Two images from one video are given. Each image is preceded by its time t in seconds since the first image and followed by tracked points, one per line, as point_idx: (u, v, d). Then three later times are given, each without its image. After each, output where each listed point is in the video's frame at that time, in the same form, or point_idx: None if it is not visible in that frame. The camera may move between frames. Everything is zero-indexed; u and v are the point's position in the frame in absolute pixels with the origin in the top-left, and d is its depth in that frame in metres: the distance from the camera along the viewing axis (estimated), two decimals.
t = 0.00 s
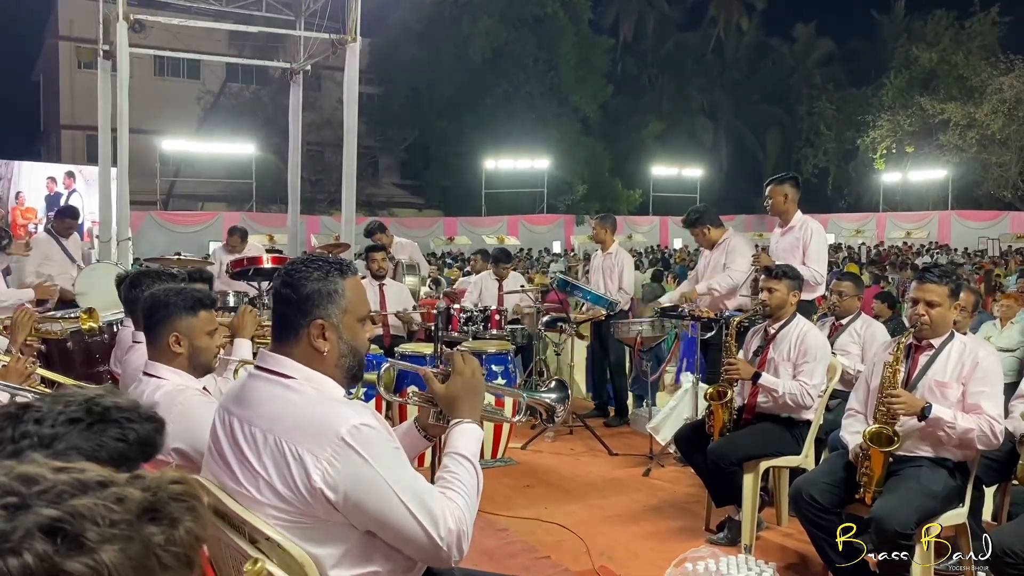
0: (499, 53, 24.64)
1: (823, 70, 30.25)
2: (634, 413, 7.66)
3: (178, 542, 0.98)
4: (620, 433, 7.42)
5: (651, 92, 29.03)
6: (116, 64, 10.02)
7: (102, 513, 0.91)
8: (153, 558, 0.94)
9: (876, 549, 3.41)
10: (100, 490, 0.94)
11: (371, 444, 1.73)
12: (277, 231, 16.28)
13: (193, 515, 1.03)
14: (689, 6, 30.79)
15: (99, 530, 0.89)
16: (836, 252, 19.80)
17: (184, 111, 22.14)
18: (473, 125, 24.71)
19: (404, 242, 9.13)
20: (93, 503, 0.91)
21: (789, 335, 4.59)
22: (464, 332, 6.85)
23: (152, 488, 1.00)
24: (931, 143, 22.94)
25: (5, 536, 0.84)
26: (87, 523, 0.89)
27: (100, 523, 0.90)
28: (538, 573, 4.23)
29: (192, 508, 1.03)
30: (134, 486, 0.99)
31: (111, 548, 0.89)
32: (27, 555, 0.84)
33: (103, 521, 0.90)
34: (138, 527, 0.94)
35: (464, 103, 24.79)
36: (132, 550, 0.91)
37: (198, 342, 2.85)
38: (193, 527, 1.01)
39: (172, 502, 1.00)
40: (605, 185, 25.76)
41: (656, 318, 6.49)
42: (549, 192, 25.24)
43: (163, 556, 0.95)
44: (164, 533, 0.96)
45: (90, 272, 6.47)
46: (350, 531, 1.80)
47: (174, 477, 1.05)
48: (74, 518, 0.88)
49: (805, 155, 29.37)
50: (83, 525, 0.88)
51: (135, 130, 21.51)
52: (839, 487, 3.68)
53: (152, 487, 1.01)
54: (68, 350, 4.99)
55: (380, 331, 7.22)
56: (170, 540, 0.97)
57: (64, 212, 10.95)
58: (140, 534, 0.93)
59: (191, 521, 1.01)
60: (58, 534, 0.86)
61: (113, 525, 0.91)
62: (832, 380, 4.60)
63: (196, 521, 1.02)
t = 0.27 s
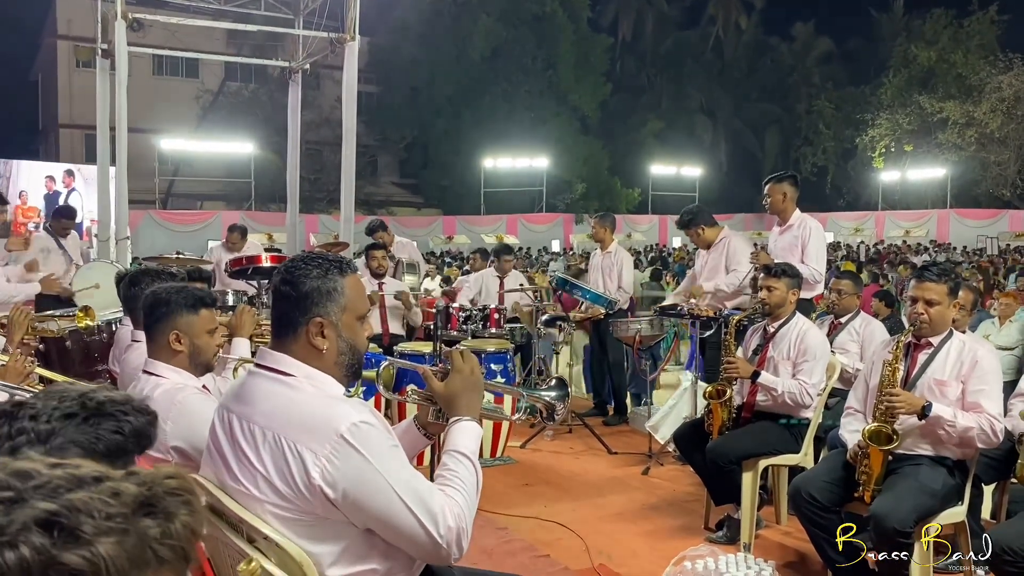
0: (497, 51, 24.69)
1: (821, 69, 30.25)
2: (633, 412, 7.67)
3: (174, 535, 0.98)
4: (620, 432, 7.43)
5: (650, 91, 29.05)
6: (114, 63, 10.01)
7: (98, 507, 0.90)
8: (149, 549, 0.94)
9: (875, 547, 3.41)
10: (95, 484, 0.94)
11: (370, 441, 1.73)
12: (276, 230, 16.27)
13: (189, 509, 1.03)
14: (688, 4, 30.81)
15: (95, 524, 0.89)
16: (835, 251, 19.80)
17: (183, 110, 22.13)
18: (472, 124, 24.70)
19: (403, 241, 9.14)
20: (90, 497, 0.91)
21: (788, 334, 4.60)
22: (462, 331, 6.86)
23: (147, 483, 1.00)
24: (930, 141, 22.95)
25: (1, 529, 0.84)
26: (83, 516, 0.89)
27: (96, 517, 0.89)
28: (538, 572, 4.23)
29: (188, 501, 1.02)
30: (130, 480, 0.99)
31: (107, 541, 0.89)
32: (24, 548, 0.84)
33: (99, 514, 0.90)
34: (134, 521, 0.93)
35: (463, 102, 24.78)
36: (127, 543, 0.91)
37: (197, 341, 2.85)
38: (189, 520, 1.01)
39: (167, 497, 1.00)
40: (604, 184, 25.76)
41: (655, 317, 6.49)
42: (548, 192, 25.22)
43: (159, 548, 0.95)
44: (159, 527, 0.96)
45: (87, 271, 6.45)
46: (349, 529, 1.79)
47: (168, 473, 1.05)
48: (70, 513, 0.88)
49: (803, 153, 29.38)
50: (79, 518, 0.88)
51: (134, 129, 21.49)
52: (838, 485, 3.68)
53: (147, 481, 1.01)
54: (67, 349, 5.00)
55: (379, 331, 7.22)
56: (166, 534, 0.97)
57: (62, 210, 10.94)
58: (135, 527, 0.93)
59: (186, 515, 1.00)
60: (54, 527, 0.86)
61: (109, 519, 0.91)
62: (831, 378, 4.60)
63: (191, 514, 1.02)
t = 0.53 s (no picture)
0: (495, 50, 24.75)
1: (819, 68, 30.25)
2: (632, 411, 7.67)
3: (171, 535, 0.97)
4: (618, 430, 7.43)
5: (648, 90, 29.06)
6: (112, 62, 10.01)
7: (94, 507, 0.90)
8: (145, 548, 0.93)
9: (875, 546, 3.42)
10: (91, 485, 0.93)
11: (371, 441, 1.72)
12: (274, 230, 16.27)
13: (187, 509, 1.02)
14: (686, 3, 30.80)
15: (92, 525, 0.88)
16: (833, 250, 19.80)
17: (181, 109, 22.12)
18: (470, 123, 24.69)
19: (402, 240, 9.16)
20: (86, 497, 0.90)
21: (787, 332, 4.60)
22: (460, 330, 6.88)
23: (144, 483, 0.99)
24: (928, 140, 22.96)
25: None
26: (79, 518, 0.88)
27: (93, 517, 0.89)
28: (536, 570, 4.24)
29: (186, 502, 1.02)
30: (126, 480, 0.98)
31: (104, 542, 0.89)
32: (20, 550, 0.84)
33: (95, 515, 0.89)
34: (131, 521, 0.93)
35: (461, 101, 24.78)
36: (124, 544, 0.90)
37: (197, 341, 2.85)
38: (186, 521, 1.00)
39: (165, 496, 0.99)
40: (602, 182, 25.76)
41: (654, 316, 6.48)
42: (546, 190, 25.21)
43: (156, 548, 0.95)
44: (156, 528, 0.95)
45: (85, 270, 6.44)
46: (351, 529, 1.79)
47: (165, 473, 1.04)
48: (67, 513, 0.88)
49: (801, 152, 29.38)
50: (76, 519, 0.88)
51: (131, 128, 21.48)
52: (837, 484, 3.68)
53: (144, 482, 1.00)
54: (65, 349, 5.01)
55: (377, 329, 7.23)
56: (163, 535, 0.96)
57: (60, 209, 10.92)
58: (133, 527, 0.92)
59: (183, 514, 0.99)
60: (51, 528, 0.86)
61: (105, 519, 0.90)
62: (830, 377, 4.60)
63: (189, 514, 1.01)
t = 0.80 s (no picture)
0: (493, 49, 24.75)
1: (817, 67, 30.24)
2: (630, 409, 7.67)
3: (168, 538, 0.97)
4: (617, 429, 7.44)
5: (646, 89, 29.03)
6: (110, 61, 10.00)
7: (90, 511, 0.90)
8: (142, 551, 0.93)
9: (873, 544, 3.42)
10: (89, 488, 0.93)
11: (366, 443, 1.72)
12: (271, 229, 16.27)
13: (184, 511, 1.01)
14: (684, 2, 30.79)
15: (89, 528, 0.88)
16: (830, 248, 19.81)
17: (178, 108, 22.10)
18: (467, 121, 24.68)
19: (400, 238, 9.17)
20: (82, 500, 0.90)
21: (785, 331, 4.60)
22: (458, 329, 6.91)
23: (141, 486, 0.99)
24: (926, 138, 22.96)
25: None
26: (77, 520, 0.88)
27: (89, 521, 0.89)
28: (535, 569, 4.24)
29: (182, 504, 1.01)
30: (123, 482, 0.98)
31: (101, 546, 0.88)
32: (15, 554, 0.84)
33: (92, 518, 0.89)
34: (127, 524, 0.92)
35: (459, 100, 24.77)
36: (122, 547, 0.90)
37: (196, 340, 2.84)
38: (184, 523, 1.00)
39: (162, 498, 0.99)
40: (600, 181, 25.76)
41: (652, 314, 6.49)
42: (544, 189, 25.20)
43: (153, 550, 0.94)
44: (153, 530, 0.94)
45: (82, 270, 6.43)
46: (347, 530, 1.79)
47: (162, 474, 1.04)
48: (62, 516, 0.88)
49: (799, 150, 29.38)
50: (73, 522, 0.88)
51: (129, 127, 21.45)
52: (835, 482, 3.68)
53: (142, 484, 1.00)
54: (62, 347, 5.01)
55: (375, 329, 7.24)
56: (161, 537, 0.95)
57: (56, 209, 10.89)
58: (129, 531, 0.92)
59: (181, 516, 0.99)
60: (47, 531, 0.86)
61: (103, 522, 0.90)
62: (828, 375, 4.61)
63: (186, 516, 1.01)
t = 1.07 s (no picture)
0: (490, 47, 24.79)
1: (814, 65, 30.28)
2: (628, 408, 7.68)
3: (169, 536, 0.96)
4: (615, 427, 7.46)
5: (643, 87, 29.07)
6: (107, 59, 9.99)
7: (91, 508, 0.90)
8: (142, 549, 0.93)
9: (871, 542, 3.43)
10: (89, 486, 0.93)
11: (365, 439, 1.72)
12: (269, 228, 16.26)
13: (184, 510, 1.01)
14: None
15: (89, 526, 0.89)
16: (828, 246, 19.85)
17: (176, 107, 22.08)
18: (465, 120, 24.68)
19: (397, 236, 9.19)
20: (82, 498, 0.90)
21: (782, 329, 4.61)
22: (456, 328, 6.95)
23: (143, 484, 0.99)
24: (923, 135, 23.00)
25: None
26: (76, 518, 0.88)
27: (90, 518, 0.89)
28: (534, 567, 4.25)
29: (183, 501, 1.01)
30: (123, 480, 0.98)
31: (99, 543, 0.89)
32: (16, 552, 0.84)
33: (93, 516, 0.90)
34: (127, 522, 0.92)
35: (456, 98, 24.79)
36: (122, 545, 0.90)
37: (194, 339, 2.84)
38: (184, 521, 1.00)
39: (162, 497, 0.98)
40: (598, 179, 25.81)
41: (650, 312, 6.49)
42: (541, 187, 25.23)
43: (154, 549, 0.94)
44: (153, 528, 0.94)
45: (80, 269, 6.42)
46: (347, 527, 1.78)
47: (162, 472, 1.04)
48: (63, 514, 0.88)
49: (797, 148, 29.41)
50: (73, 520, 0.88)
51: (126, 126, 21.43)
52: (833, 479, 3.69)
53: (142, 481, 1.00)
54: (60, 347, 5.03)
55: (373, 327, 7.25)
56: (161, 535, 0.95)
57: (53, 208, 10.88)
58: (129, 529, 0.92)
59: (181, 515, 0.98)
60: (48, 529, 0.86)
61: (103, 520, 0.90)
62: (825, 373, 4.61)
63: (186, 513, 1.00)
